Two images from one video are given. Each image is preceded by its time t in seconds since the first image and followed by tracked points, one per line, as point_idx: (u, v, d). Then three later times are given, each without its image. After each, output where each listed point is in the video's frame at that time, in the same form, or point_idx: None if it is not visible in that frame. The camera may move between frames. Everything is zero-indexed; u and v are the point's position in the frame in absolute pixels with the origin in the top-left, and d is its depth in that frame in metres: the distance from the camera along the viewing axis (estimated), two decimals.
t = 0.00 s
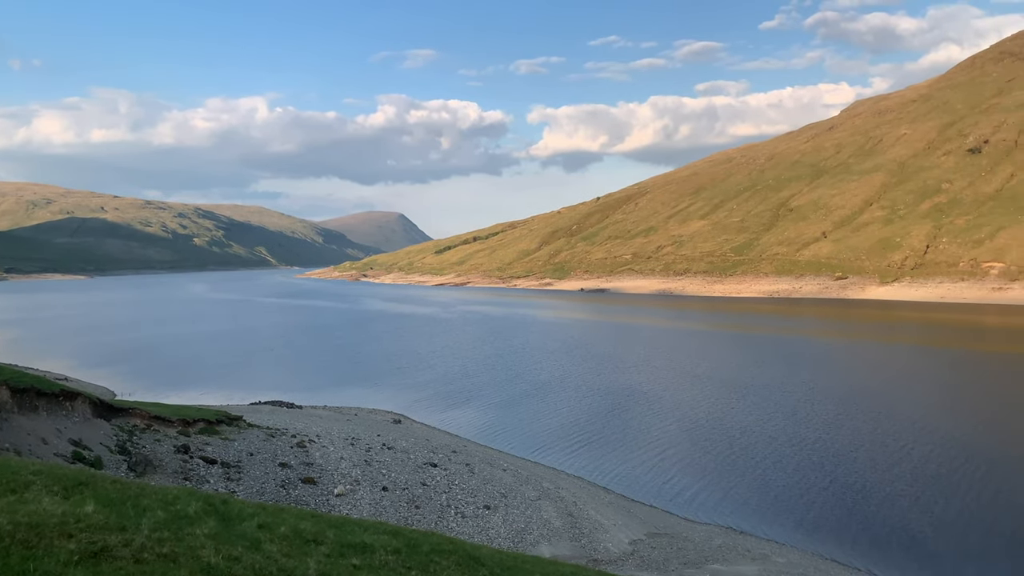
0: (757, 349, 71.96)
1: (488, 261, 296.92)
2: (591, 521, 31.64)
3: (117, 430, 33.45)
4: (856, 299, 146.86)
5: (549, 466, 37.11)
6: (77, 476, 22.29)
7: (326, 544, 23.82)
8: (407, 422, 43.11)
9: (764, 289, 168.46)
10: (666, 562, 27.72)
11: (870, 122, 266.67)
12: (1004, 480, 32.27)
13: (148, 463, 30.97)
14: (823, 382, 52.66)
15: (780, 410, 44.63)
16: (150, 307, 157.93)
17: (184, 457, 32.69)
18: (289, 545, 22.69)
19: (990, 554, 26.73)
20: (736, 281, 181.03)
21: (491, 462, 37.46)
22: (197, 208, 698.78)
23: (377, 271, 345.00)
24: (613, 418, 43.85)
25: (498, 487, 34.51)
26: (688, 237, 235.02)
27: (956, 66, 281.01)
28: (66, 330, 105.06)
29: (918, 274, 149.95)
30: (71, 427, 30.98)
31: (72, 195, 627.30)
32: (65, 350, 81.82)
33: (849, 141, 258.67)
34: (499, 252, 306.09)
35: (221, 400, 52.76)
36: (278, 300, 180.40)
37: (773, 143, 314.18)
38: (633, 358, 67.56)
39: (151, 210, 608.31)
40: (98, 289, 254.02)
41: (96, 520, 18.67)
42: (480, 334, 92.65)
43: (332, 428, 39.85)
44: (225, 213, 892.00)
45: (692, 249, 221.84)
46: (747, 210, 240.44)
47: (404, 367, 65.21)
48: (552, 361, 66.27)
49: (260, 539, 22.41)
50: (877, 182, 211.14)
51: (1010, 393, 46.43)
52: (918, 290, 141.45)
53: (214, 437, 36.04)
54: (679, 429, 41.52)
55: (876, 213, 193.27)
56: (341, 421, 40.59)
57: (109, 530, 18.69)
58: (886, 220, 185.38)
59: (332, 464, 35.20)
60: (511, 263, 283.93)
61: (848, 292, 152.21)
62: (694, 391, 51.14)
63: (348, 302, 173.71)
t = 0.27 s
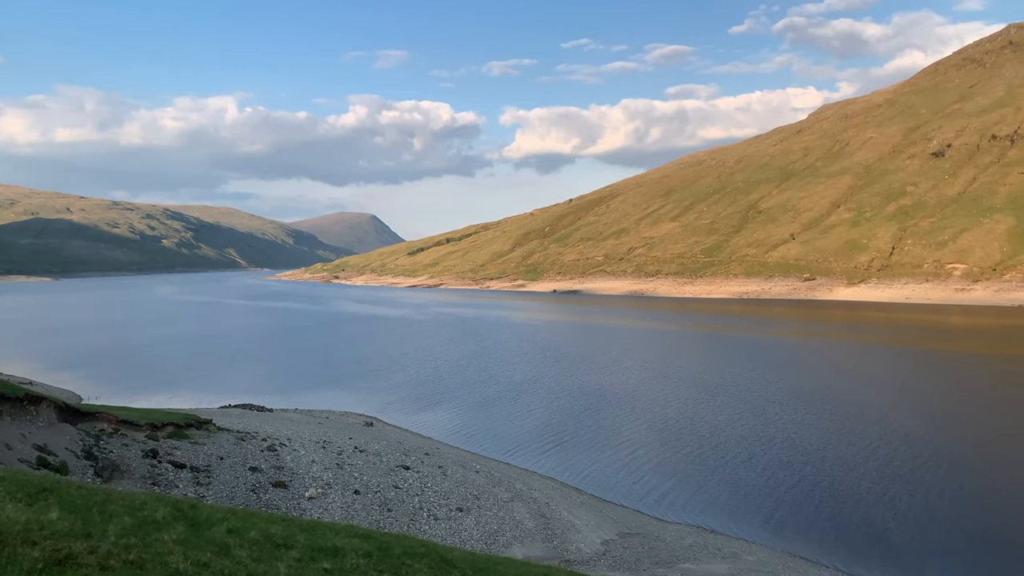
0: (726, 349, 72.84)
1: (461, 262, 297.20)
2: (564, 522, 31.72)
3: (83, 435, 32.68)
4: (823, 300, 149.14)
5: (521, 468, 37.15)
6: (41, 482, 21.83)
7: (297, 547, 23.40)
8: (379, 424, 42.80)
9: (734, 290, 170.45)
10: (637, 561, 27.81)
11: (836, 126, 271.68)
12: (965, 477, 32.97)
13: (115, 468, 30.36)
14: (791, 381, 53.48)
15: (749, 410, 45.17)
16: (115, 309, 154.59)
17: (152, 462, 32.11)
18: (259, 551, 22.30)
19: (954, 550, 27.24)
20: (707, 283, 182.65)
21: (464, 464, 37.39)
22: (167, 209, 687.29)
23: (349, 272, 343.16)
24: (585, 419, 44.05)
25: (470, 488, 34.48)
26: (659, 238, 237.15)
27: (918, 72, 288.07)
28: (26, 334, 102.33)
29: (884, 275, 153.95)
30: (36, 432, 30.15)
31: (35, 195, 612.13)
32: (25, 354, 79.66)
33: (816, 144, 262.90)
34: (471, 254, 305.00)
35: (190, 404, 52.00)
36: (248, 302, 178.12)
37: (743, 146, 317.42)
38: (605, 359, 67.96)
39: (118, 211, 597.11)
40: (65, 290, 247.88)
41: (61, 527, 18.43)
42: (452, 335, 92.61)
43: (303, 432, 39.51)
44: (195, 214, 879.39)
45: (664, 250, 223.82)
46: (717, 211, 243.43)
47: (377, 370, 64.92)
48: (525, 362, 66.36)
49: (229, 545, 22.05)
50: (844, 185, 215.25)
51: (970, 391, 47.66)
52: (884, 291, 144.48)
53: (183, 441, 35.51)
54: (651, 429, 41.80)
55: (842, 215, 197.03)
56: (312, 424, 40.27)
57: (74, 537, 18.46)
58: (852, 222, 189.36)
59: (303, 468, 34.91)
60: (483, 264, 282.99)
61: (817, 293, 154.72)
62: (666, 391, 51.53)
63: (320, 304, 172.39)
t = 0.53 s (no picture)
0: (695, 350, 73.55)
1: (431, 264, 295.82)
2: (534, 524, 31.74)
3: (45, 441, 31.86)
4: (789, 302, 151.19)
5: (492, 470, 37.13)
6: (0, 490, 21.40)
7: (266, 553, 22.93)
8: (348, 428, 42.40)
9: (703, 291, 172.17)
10: (607, 562, 27.85)
11: (802, 130, 275.58)
12: (927, 474, 33.61)
13: (78, 474, 29.69)
14: (760, 381, 54.24)
15: (718, 410, 45.66)
16: (77, 313, 151.36)
17: (117, 468, 31.47)
18: (226, 557, 21.93)
19: (917, 547, 27.68)
20: (675, 285, 184.15)
21: (434, 467, 37.28)
22: (133, 211, 675.25)
23: (318, 275, 340.10)
24: (556, 420, 44.21)
25: (440, 491, 34.40)
26: (628, 240, 238.52)
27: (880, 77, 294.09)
28: None
29: (848, 277, 157.07)
30: None
31: None
32: None
33: (782, 148, 266.13)
34: (442, 256, 303.89)
35: (155, 409, 51.26)
36: (215, 305, 175.63)
37: (711, 149, 320.33)
38: (575, 360, 68.14)
39: (81, 213, 584.55)
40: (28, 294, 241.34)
41: (21, 535, 18.33)
42: (422, 338, 92.48)
43: (271, 436, 39.14)
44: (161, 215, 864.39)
45: (633, 252, 225.17)
46: (684, 214, 245.66)
47: (347, 372, 64.54)
48: (496, 364, 66.30)
49: (195, 551, 21.62)
50: (809, 188, 218.97)
51: (930, 390, 48.82)
52: (849, 293, 147.15)
53: (149, 446, 35.00)
54: (620, 430, 42.04)
55: (808, 218, 200.26)
56: (281, 428, 39.91)
57: (35, 545, 18.39)
58: (817, 225, 192.73)
59: (272, 472, 34.60)
60: (453, 266, 281.91)
61: (783, 295, 156.86)
62: (636, 392, 51.81)
63: (288, 307, 170.79)
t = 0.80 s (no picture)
0: (664, 352, 74.15)
1: (401, 267, 294.12)
2: (503, 527, 31.70)
3: (4, 448, 31.00)
4: (754, 304, 152.94)
5: (460, 473, 37.03)
6: None
7: (231, 560, 22.55)
8: (316, 432, 42.00)
9: (670, 294, 173.55)
10: (576, 564, 27.91)
11: (767, 135, 278.75)
12: (888, 474, 34.23)
13: (38, 482, 28.93)
14: (728, 383, 54.91)
15: (686, 411, 46.10)
16: (34, 317, 147.08)
17: (78, 475, 30.75)
18: (191, 565, 21.58)
19: (879, 545, 28.13)
20: (643, 288, 185.20)
21: (403, 471, 37.07)
22: (97, 213, 660.84)
23: (286, 278, 336.54)
24: (525, 423, 44.24)
25: (409, 496, 34.23)
26: (597, 244, 239.66)
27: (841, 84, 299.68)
28: None
29: (812, 279, 159.53)
30: None
31: None
32: None
33: (748, 152, 268.62)
34: (411, 260, 302.30)
35: (118, 415, 50.33)
36: (180, 310, 172.27)
37: (679, 153, 322.43)
38: (545, 364, 68.30)
39: (42, 215, 570.01)
40: None
41: None
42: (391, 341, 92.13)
43: (238, 441, 38.66)
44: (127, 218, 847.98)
45: (601, 256, 226.17)
46: (652, 218, 247.35)
47: (314, 376, 64.05)
48: (466, 368, 66.13)
49: (158, 560, 21.24)
50: (773, 193, 222.08)
51: (892, 391, 49.88)
52: (813, 295, 149.41)
53: (112, 453, 34.29)
54: (589, 433, 42.17)
55: (773, 221, 202.95)
56: (247, 433, 39.46)
57: None
58: (782, 228, 195.41)
59: (238, 478, 34.16)
60: (422, 270, 280.28)
61: (749, 297, 158.73)
62: (605, 395, 52.06)
63: (255, 311, 168.57)
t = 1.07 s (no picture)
0: (632, 356, 74.76)
1: (369, 272, 292.05)
2: (471, 532, 31.65)
3: None
4: (720, 309, 154.67)
5: (429, 477, 36.92)
6: None
7: (195, 568, 22.17)
8: (283, 438, 41.60)
9: (638, 298, 175.19)
10: (543, 569, 27.96)
11: (733, 141, 280.51)
12: (851, 475, 34.78)
13: None
14: (696, 386, 55.48)
15: (654, 415, 46.44)
16: None
17: (37, 481, 29.94)
18: (153, 573, 21.15)
19: (841, 546, 28.58)
20: (611, 292, 186.05)
21: (370, 477, 36.85)
22: (58, 216, 646.22)
23: (252, 283, 332.53)
24: (494, 428, 44.21)
25: (377, 502, 34.10)
26: (566, 248, 240.39)
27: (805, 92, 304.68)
28: None
29: (776, 284, 161.89)
30: None
31: None
32: None
33: (714, 158, 270.11)
34: (380, 263, 300.16)
35: (79, 421, 49.50)
36: (143, 314, 168.98)
37: (647, 159, 323.83)
38: (514, 368, 68.41)
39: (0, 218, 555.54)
40: None
41: None
42: (360, 346, 91.87)
43: (203, 447, 38.11)
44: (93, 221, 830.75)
45: (569, 260, 226.95)
46: (621, 223, 248.73)
47: (281, 381, 63.58)
48: (434, 373, 65.94)
49: (120, 568, 20.80)
50: (738, 199, 224.44)
51: (856, 393, 50.69)
52: (778, 300, 151.80)
53: (72, 459, 33.50)
54: (557, 437, 42.27)
55: (739, 226, 205.43)
56: (213, 439, 38.95)
57: None
58: (747, 233, 197.92)
59: (203, 485, 33.66)
60: (392, 275, 278.39)
61: (715, 301, 160.56)
62: (574, 399, 52.25)
63: (221, 315, 166.35)
